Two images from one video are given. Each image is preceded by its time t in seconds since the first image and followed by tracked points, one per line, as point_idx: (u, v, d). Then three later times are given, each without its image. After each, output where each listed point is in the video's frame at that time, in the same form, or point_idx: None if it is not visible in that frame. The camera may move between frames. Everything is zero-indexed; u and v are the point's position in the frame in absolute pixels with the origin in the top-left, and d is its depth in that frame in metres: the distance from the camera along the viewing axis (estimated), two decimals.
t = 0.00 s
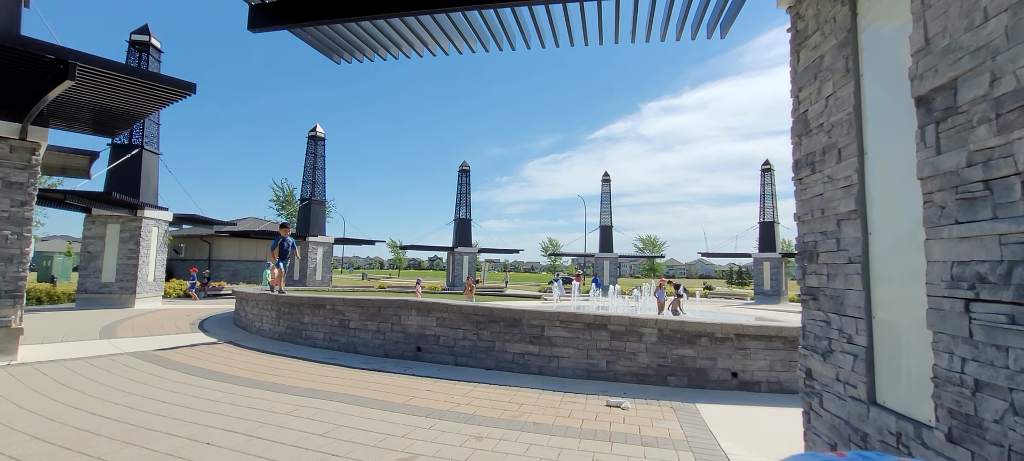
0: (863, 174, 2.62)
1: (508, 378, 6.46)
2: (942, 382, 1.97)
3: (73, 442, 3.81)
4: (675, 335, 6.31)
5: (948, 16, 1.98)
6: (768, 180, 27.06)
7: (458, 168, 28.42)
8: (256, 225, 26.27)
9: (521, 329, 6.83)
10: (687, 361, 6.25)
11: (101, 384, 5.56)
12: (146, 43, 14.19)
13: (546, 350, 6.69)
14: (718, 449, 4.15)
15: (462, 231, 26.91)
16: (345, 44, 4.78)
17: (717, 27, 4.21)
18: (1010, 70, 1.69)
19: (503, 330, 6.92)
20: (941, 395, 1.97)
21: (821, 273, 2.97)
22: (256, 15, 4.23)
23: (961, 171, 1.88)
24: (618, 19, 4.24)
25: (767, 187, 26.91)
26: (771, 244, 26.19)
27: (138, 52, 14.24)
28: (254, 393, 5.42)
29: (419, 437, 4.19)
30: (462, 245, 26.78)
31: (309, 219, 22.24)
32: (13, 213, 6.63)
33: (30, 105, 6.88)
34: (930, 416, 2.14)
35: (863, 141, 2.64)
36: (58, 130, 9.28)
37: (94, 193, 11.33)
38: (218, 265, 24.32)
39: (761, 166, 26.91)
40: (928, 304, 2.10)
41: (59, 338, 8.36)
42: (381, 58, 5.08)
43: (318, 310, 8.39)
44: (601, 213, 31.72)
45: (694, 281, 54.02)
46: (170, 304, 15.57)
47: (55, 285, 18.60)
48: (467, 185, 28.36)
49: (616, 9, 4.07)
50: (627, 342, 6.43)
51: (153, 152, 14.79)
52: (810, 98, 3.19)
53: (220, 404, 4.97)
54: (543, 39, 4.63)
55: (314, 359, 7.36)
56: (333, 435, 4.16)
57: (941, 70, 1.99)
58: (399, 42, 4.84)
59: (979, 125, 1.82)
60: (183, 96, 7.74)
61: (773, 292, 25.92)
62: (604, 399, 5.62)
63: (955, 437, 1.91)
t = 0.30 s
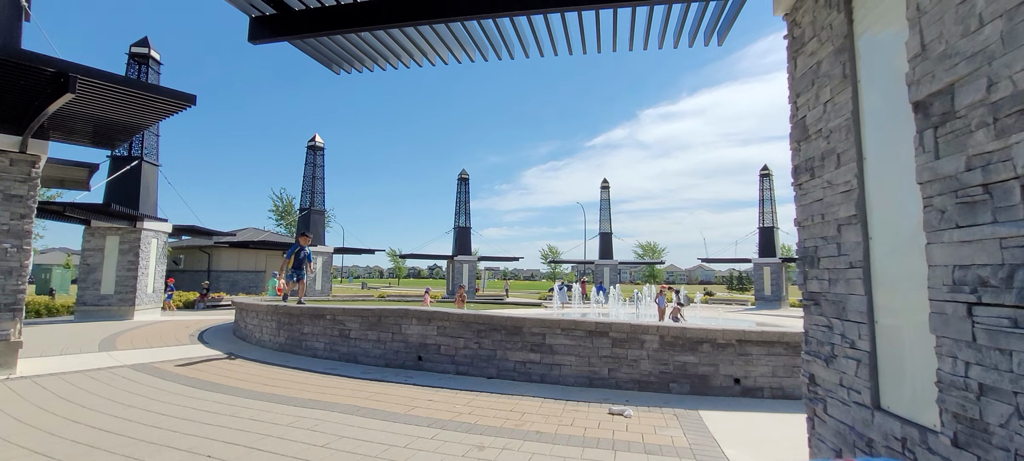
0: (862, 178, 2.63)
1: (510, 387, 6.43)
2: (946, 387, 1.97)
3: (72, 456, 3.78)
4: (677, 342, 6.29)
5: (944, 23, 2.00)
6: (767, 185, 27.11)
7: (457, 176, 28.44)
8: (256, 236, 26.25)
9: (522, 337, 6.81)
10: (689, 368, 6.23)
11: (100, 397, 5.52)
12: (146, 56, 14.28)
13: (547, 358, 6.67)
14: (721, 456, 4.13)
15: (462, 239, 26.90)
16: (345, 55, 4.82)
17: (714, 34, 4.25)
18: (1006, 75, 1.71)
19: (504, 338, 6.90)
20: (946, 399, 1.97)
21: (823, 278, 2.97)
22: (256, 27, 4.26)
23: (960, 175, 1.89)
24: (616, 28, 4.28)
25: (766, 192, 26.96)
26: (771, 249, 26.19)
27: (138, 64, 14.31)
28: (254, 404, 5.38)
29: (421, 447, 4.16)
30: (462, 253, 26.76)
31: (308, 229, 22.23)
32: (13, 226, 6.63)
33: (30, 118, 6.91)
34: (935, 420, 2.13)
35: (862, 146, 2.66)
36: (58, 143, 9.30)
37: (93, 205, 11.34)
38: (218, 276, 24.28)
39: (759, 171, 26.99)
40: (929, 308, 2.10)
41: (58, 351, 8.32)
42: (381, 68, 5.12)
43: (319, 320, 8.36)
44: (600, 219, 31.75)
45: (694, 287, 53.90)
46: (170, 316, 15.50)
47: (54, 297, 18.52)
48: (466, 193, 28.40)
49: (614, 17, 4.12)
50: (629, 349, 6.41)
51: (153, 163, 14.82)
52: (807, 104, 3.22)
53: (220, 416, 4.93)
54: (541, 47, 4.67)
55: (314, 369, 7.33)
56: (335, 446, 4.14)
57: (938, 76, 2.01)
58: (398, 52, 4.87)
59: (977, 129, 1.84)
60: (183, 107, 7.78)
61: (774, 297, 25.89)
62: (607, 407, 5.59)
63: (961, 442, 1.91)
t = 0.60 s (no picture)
0: (847, 179, 2.66)
1: (501, 389, 6.41)
2: (929, 383, 1.99)
3: None
4: (666, 342, 6.32)
5: (924, 25, 2.04)
6: (754, 186, 27.43)
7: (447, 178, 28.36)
8: (243, 239, 25.93)
9: (513, 338, 6.80)
10: (679, 368, 6.27)
11: (83, 404, 5.41)
12: (130, 57, 14.06)
13: (538, 360, 6.66)
14: (711, 455, 4.15)
15: (452, 242, 26.84)
16: (333, 56, 4.78)
17: (701, 37, 4.28)
18: (985, 76, 1.74)
19: (495, 340, 6.88)
20: (929, 396, 2.00)
21: (809, 277, 3.00)
22: (243, 28, 4.21)
23: (941, 175, 1.93)
24: (604, 30, 4.30)
25: (754, 192, 27.28)
26: (759, 249, 26.46)
27: (121, 65, 14.09)
28: (241, 409, 5.30)
29: (411, 451, 4.13)
30: (452, 255, 26.68)
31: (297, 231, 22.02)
32: None
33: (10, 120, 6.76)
34: (919, 417, 2.16)
35: (846, 147, 2.69)
36: (38, 145, 9.12)
37: (75, 209, 11.12)
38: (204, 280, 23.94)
39: (747, 173, 27.30)
40: (912, 306, 2.12)
41: (39, 357, 8.14)
42: (369, 70, 5.09)
43: (307, 324, 8.28)
44: (590, 221, 31.88)
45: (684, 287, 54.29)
46: (154, 321, 15.24)
47: (35, 303, 18.13)
48: (456, 195, 28.35)
49: (601, 20, 4.15)
50: (619, 350, 6.43)
51: (137, 166, 14.58)
52: (793, 105, 3.25)
53: (206, 422, 4.85)
54: (529, 49, 4.68)
55: (302, 373, 7.25)
56: (324, 451, 4.09)
57: (919, 78, 2.04)
58: (386, 54, 4.85)
59: (957, 130, 1.87)
60: (169, 109, 7.68)
61: (762, 297, 26.17)
62: (597, 408, 5.60)
63: (944, 438, 1.93)
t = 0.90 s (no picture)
0: (838, 189, 2.69)
1: (495, 399, 6.37)
2: (921, 393, 2.00)
3: None
4: (661, 351, 6.31)
5: (912, 39, 2.07)
6: (748, 196, 27.62)
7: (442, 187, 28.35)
8: (236, 247, 25.77)
9: (507, 348, 6.77)
10: (674, 377, 6.26)
11: (71, 414, 5.32)
12: (124, 65, 14.04)
13: (532, 369, 6.64)
14: None
15: (447, 250, 26.78)
16: (328, 65, 4.80)
17: (694, 47, 4.33)
18: (971, 89, 1.78)
19: (489, 349, 6.85)
20: (921, 405, 2.00)
21: (802, 287, 3.02)
22: (239, 37, 4.22)
23: (930, 186, 1.95)
24: (597, 40, 4.35)
25: (747, 202, 27.47)
26: (753, 259, 26.56)
27: (116, 73, 14.06)
28: (231, 420, 5.23)
29: None
30: (447, 264, 26.62)
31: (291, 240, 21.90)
32: None
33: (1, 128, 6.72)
34: (911, 426, 2.17)
35: (837, 158, 2.73)
36: (29, 153, 9.04)
37: (66, 217, 11.02)
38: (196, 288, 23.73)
39: (741, 182, 27.49)
40: (903, 316, 2.14)
41: (27, 367, 8.02)
42: (364, 79, 5.10)
43: (300, 333, 8.21)
44: (585, 230, 31.95)
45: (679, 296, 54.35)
46: (145, 330, 15.06)
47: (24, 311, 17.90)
48: (451, 204, 28.34)
49: (595, 31, 4.19)
50: (614, 359, 6.41)
51: (130, 174, 14.50)
52: (785, 116, 3.29)
53: (197, 432, 4.79)
54: (524, 59, 4.72)
55: (295, 383, 7.17)
56: None
57: (908, 90, 2.07)
58: (382, 63, 4.87)
59: (945, 141, 1.89)
60: (163, 117, 7.67)
61: (756, 306, 26.23)
62: (592, 418, 5.57)
63: (936, 447, 1.94)
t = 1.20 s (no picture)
0: (831, 201, 2.71)
1: (486, 405, 6.33)
2: (912, 406, 2.00)
3: None
4: (653, 359, 6.31)
5: (906, 54, 2.09)
6: (741, 206, 27.78)
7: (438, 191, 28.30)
8: (229, 247, 25.58)
9: (499, 353, 6.74)
10: (665, 386, 6.25)
11: (54, 413, 5.23)
12: (121, 61, 13.95)
13: (524, 375, 6.60)
14: None
15: (441, 254, 26.70)
16: (326, 66, 4.79)
17: (691, 58, 4.37)
18: (963, 105, 1.79)
19: (481, 354, 6.82)
20: (912, 418, 2.00)
21: (794, 298, 3.03)
22: (236, 36, 4.20)
23: (923, 200, 1.96)
24: (596, 48, 4.37)
25: (741, 212, 27.62)
26: (746, 269, 26.67)
27: (111, 69, 13.97)
28: (219, 421, 5.16)
29: None
30: (440, 268, 26.54)
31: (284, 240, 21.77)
32: None
33: None
34: (901, 439, 2.17)
35: (830, 170, 2.74)
36: (21, 147, 8.94)
37: (56, 212, 10.90)
38: (186, 287, 23.50)
39: (735, 192, 27.66)
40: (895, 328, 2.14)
41: (11, 364, 7.89)
42: (361, 81, 5.10)
43: (291, 334, 8.13)
44: (580, 237, 31.98)
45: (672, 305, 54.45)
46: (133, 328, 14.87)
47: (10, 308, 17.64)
48: (446, 208, 28.30)
49: (594, 39, 4.21)
50: (606, 367, 6.40)
51: (122, 170, 14.37)
52: (780, 127, 3.32)
53: (182, 433, 4.72)
54: (522, 65, 4.73)
55: (284, 385, 7.10)
56: None
57: (902, 105, 2.09)
58: (380, 65, 4.86)
59: (937, 156, 1.91)
60: (157, 114, 7.62)
61: (748, 316, 26.31)
62: (583, 425, 5.55)
63: None
